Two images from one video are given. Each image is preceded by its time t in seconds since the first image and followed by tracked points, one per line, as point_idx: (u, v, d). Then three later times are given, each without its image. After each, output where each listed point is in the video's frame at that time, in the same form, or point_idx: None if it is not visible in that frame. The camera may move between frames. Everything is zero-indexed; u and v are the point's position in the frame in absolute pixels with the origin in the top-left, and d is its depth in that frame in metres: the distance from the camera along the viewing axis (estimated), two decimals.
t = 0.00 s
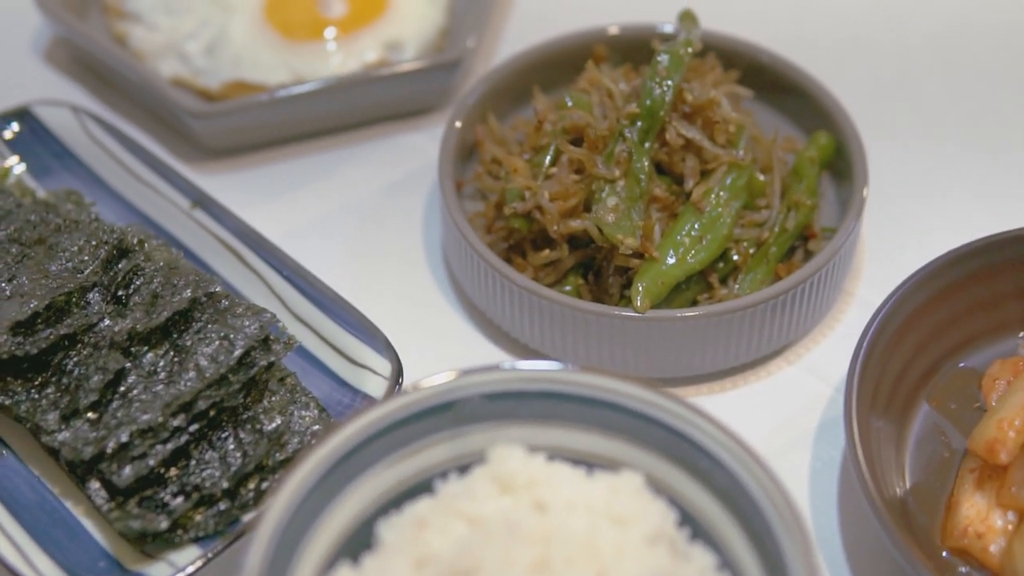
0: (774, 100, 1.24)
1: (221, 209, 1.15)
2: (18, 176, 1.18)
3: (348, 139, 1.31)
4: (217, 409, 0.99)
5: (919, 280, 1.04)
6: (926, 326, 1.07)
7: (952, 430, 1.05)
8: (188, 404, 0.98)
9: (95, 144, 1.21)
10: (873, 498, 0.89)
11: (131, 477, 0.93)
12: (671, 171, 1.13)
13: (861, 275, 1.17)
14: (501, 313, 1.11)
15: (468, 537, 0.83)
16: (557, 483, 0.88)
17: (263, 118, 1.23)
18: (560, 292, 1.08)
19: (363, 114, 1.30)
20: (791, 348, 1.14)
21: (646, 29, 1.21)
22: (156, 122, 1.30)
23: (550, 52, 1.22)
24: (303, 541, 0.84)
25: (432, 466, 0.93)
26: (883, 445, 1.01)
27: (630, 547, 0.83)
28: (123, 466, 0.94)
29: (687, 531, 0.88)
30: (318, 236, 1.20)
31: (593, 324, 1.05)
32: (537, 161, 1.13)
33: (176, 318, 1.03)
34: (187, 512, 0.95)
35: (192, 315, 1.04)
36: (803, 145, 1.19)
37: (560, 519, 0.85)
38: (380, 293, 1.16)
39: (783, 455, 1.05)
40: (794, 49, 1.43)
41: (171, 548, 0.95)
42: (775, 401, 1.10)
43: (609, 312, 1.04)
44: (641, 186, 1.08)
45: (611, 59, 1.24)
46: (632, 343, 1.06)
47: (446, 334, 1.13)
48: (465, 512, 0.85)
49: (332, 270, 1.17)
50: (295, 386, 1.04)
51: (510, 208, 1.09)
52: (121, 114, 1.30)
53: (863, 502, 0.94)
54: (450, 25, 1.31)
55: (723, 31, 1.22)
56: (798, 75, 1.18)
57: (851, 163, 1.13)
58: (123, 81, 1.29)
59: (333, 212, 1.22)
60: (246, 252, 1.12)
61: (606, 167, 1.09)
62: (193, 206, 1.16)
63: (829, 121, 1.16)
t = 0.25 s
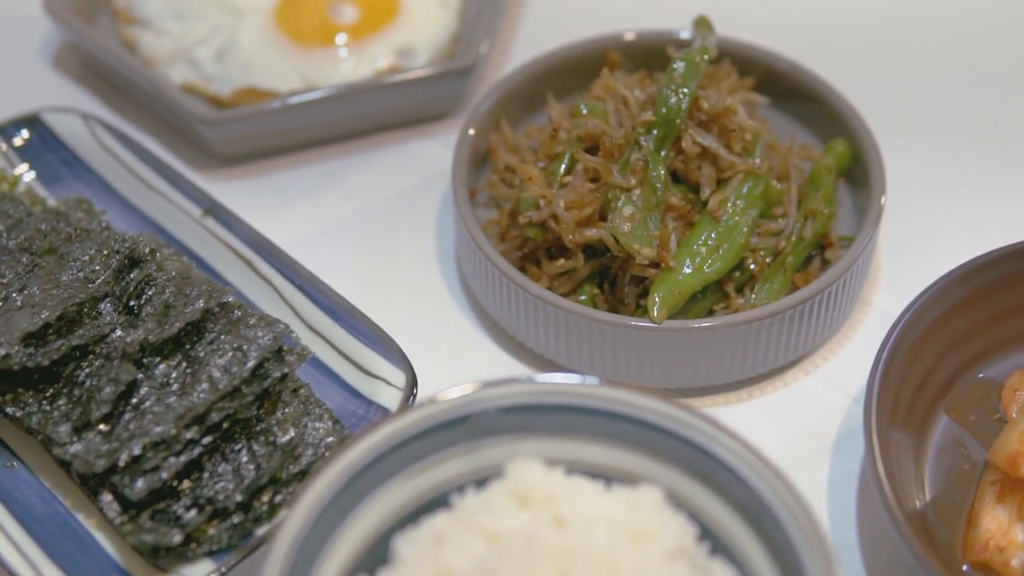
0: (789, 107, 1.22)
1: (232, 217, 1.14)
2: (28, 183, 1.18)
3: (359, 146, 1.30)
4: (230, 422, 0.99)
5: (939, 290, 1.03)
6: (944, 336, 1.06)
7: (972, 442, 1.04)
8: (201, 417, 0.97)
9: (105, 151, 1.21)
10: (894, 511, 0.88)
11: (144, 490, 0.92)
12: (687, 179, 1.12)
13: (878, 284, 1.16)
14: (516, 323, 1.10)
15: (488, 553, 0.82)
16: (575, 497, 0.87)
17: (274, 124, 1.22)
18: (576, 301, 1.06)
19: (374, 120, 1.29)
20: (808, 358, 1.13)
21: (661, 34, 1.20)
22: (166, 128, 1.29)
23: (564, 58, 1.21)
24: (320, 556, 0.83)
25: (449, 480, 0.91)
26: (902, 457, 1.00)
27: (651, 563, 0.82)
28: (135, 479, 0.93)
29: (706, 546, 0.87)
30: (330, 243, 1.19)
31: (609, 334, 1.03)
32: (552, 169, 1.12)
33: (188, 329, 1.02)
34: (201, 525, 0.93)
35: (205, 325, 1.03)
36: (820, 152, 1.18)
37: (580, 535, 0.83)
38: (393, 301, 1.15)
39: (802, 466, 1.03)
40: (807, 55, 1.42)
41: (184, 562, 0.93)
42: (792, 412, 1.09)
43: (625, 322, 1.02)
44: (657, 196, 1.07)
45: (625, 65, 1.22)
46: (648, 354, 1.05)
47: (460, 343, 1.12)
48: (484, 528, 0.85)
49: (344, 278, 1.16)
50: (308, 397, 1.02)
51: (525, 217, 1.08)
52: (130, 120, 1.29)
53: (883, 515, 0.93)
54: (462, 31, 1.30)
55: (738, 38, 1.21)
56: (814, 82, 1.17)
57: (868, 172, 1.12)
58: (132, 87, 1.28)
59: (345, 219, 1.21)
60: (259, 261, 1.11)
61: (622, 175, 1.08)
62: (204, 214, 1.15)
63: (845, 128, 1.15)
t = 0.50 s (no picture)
0: (803, 114, 1.22)
1: (242, 225, 1.13)
2: (37, 191, 1.17)
3: (369, 154, 1.29)
4: (241, 433, 0.98)
5: (956, 300, 1.01)
6: (961, 346, 1.05)
7: (990, 454, 1.03)
8: (213, 428, 0.96)
9: (115, 159, 1.20)
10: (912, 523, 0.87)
11: (156, 502, 0.91)
12: (701, 188, 1.12)
13: (892, 294, 1.15)
14: (529, 333, 1.09)
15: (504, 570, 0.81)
16: (592, 511, 0.86)
17: (284, 131, 1.21)
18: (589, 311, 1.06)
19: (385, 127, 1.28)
20: (823, 368, 1.12)
21: (675, 41, 1.19)
22: (174, 135, 1.28)
23: (576, 65, 1.20)
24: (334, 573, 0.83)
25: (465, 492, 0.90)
26: (920, 468, 0.99)
27: None
28: (146, 491, 0.92)
29: (724, 560, 0.85)
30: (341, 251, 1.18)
31: (623, 345, 1.02)
32: (565, 178, 1.11)
33: (199, 340, 1.01)
34: (212, 538, 0.93)
35: (216, 336, 1.02)
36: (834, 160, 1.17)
37: (597, 551, 0.83)
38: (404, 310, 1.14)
39: (816, 477, 1.03)
40: (819, 61, 1.41)
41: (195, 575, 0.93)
42: (806, 422, 1.08)
43: (639, 332, 1.01)
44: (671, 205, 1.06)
45: (637, 72, 1.22)
46: (663, 364, 1.04)
47: (471, 352, 1.11)
48: (500, 542, 0.84)
49: (354, 287, 1.15)
50: (320, 408, 1.02)
51: (539, 226, 1.08)
52: (139, 127, 1.28)
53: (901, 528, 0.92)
54: (473, 37, 1.29)
55: (751, 45, 1.21)
56: (828, 89, 1.16)
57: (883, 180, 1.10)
58: (140, 94, 1.27)
59: (355, 228, 1.20)
60: (269, 269, 1.10)
61: (636, 184, 1.07)
62: (215, 223, 1.14)
63: (860, 136, 1.14)
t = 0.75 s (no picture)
0: (820, 123, 1.21)
1: (255, 235, 1.12)
2: (48, 201, 1.16)
3: (381, 162, 1.28)
4: (256, 446, 0.97)
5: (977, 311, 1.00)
6: (982, 358, 1.04)
7: (1011, 467, 1.02)
8: (227, 441, 0.95)
9: (126, 167, 1.19)
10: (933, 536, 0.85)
11: (170, 517, 0.90)
12: (718, 198, 1.11)
13: (910, 304, 1.14)
14: (545, 344, 1.08)
15: None
16: (611, 528, 0.85)
17: (297, 139, 1.20)
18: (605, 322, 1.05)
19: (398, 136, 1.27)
20: (841, 379, 1.11)
21: (691, 48, 1.18)
22: (186, 143, 1.27)
23: (590, 72, 1.19)
24: None
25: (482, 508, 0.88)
26: (941, 482, 0.97)
27: None
28: (160, 505, 0.91)
29: None
30: (354, 261, 1.17)
31: (640, 356, 1.01)
32: (581, 188, 1.10)
33: (213, 352, 1.00)
34: (227, 552, 0.92)
35: (230, 348, 1.01)
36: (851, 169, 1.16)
37: (618, 569, 0.82)
38: (417, 321, 1.13)
39: (835, 490, 1.02)
40: (834, 68, 1.40)
41: None
42: (825, 434, 1.07)
43: (656, 343, 1.00)
44: (688, 215, 1.05)
45: (652, 80, 1.21)
46: (680, 376, 1.03)
47: (486, 363, 1.10)
48: (520, 559, 0.83)
49: (368, 297, 1.14)
50: (335, 420, 1.01)
51: (554, 236, 1.07)
52: (150, 135, 1.27)
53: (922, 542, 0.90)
54: (486, 44, 1.28)
55: (767, 53, 1.20)
56: (845, 97, 1.15)
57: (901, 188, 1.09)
58: (151, 102, 1.26)
59: (368, 237, 1.20)
60: (283, 280, 1.10)
61: (653, 194, 1.06)
62: (227, 232, 1.13)
63: (878, 145, 1.13)
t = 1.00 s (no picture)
0: (835, 130, 1.20)
1: (269, 244, 1.11)
2: (60, 209, 1.15)
3: (394, 169, 1.27)
4: (270, 457, 0.96)
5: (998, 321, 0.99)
6: (1003, 368, 1.03)
7: None
8: (241, 453, 0.94)
9: (138, 174, 1.18)
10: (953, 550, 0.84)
11: (184, 530, 0.89)
12: (735, 206, 1.10)
13: (928, 313, 1.14)
14: (560, 353, 1.07)
15: None
16: (630, 542, 0.83)
17: (310, 145, 1.19)
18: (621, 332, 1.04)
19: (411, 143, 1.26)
20: (859, 389, 1.10)
21: (707, 55, 1.17)
22: (198, 150, 1.26)
23: (605, 79, 1.18)
24: None
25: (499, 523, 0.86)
26: (961, 494, 0.96)
27: None
28: (174, 517, 0.90)
29: None
30: (367, 268, 1.16)
31: (657, 367, 1.00)
32: (597, 196, 1.09)
33: (227, 362, 0.99)
34: (242, 565, 0.91)
35: (244, 358, 1.00)
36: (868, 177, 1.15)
37: None
38: (432, 330, 1.12)
39: (855, 502, 1.00)
40: (848, 74, 1.40)
41: None
42: (843, 445, 1.06)
43: (671, 352, 0.99)
44: (706, 223, 1.04)
45: (667, 86, 1.20)
46: (697, 386, 1.02)
47: (502, 372, 1.08)
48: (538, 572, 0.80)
49: (382, 305, 1.13)
50: (349, 430, 1.00)
51: (570, 245, 1.06)
52: (161, 141, 1.27)
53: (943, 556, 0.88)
54: (499, 50, 1.27)
55: (783, 60, 1.19)
56: (862, 104, 1.14)
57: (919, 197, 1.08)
58: (163, 108, 1.26)
59: (381, 245, 1.19)
60: (297, 289, 1.09)
61: (670, 203, 1.05)
62: (240, 240, 1.12)
63: (895, 152, 1.12)
